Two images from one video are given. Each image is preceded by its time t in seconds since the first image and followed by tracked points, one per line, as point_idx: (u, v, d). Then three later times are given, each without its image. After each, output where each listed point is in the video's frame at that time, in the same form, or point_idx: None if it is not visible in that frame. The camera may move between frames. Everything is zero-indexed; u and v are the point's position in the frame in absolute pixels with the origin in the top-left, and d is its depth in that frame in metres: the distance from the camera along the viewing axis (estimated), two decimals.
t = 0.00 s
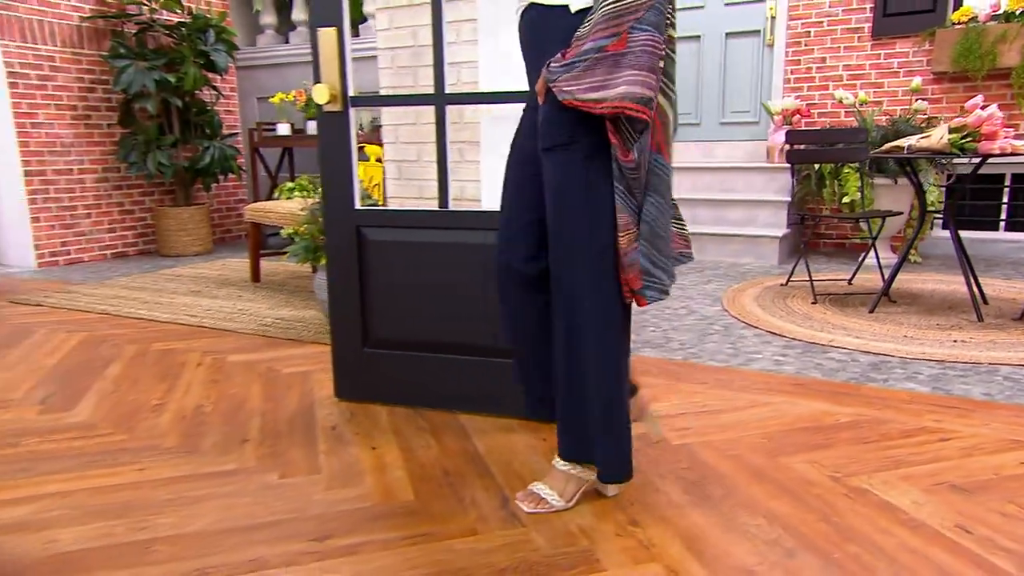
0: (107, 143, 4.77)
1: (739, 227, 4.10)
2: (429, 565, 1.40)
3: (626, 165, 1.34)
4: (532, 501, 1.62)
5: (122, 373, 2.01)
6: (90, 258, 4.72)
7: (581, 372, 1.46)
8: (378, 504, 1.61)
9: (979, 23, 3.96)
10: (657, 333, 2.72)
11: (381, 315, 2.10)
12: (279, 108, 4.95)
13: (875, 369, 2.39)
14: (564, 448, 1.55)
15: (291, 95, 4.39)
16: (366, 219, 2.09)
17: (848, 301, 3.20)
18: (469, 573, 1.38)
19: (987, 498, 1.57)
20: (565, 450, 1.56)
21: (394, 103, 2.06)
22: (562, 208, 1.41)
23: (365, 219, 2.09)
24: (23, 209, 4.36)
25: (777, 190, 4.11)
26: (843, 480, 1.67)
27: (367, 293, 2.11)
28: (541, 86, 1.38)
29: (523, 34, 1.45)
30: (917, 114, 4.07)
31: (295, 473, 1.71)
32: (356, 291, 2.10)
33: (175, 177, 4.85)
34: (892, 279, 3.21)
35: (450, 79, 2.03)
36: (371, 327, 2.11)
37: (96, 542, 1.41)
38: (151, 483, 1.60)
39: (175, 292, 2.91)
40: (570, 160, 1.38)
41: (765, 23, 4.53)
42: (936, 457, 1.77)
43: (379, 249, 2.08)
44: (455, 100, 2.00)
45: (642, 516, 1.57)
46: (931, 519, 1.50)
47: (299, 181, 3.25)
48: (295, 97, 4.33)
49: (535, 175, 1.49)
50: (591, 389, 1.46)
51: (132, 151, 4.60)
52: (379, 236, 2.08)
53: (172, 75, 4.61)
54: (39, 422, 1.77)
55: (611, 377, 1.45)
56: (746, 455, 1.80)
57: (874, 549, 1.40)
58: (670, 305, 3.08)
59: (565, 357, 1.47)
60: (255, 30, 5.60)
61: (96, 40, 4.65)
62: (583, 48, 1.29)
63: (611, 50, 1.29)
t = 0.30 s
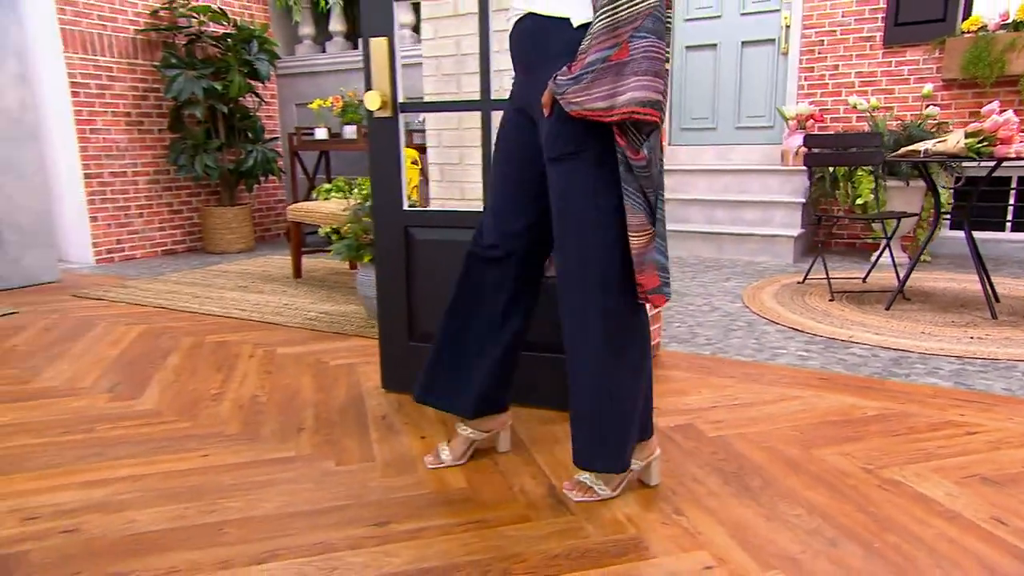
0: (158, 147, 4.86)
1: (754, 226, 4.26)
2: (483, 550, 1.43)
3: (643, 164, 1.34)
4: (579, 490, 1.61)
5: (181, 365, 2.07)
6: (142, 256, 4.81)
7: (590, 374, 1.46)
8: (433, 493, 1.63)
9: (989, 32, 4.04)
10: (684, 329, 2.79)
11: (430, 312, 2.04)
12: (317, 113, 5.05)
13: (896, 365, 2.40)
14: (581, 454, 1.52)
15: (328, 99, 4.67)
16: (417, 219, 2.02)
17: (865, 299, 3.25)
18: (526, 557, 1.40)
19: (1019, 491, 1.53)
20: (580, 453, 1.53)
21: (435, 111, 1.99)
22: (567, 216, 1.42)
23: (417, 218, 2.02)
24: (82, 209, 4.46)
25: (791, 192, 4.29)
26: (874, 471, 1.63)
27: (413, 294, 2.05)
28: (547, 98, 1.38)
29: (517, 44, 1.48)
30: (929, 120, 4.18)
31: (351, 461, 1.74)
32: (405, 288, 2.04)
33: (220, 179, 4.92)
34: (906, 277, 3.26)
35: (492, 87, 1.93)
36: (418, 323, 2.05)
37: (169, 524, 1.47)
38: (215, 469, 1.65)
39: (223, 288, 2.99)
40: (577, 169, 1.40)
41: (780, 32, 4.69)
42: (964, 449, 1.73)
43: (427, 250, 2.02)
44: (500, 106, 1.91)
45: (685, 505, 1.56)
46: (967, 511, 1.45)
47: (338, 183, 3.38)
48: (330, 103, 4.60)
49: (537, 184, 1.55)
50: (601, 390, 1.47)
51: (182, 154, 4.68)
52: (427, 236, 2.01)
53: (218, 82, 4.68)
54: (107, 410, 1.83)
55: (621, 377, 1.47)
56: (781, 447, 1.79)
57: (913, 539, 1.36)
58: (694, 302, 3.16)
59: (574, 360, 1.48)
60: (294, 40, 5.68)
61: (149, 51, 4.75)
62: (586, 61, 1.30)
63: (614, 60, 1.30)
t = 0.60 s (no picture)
0: (204, 154, 5.09)
1: (769, 229, 4.35)
2: (538, 542, 1.47)
3: (623, 174, 1.46)
4: (624, 482, 1.67)
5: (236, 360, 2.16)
6: (189, 255, 5.04)
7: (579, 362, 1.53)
8: (482, 484, 1.69)
9: (999, 42, 4.11)
10: (709, 328, 2.89)
11: (473, 311, 2.09)
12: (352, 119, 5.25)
13: (918, 363, 2.48)
14: (570, 438, 1.58)
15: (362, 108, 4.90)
16: (459, 222, 2.07)
17: (882, 299, 3.33)
18: (579, 549, 1.44)
19: None
20: (568, 438, 1.58)
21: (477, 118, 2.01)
22: (557, 215, 1.49)
23: (459, 222, 2.07)
24: (134, 211, 4.69)
25: (805, 197, 4.37)
26: (908, 468, 1.69)
27: (456, 293, 2.11)
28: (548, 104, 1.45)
29: (510, 55, 1.58)
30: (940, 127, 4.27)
31: (403, 453, 1.79)
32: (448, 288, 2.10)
33: (261, 185, 5.14)
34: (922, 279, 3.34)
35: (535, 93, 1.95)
36: (461, 322, 2.11)
37: (238, 511, 1.52)
38: (277, 459, 1.71)
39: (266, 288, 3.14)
40: (569, 173, 1.49)
41: (794, 43, 4.79)
42: (993, 447, 1.79)
43: (472, 252, 2.07)
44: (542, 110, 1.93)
45: (728, 499, 1.61)
46: (1003, 507, 1.50)
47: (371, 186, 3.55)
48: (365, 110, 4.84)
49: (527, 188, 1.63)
50: (590, 377, 1.54)
51: (225, 159, 4.91)
52: (472, 238, 2.06)
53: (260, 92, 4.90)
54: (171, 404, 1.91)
55: (611, 367, 1.54)
56: (816, 444, 1.86)
57: (954, 533, 1.41)
58: (716, 303, 3.26)
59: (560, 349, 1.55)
60: (328, 52, 5.98)
61: (196, 62, 4.99)
62: (594, 79, 1.39)
63: (617, 82, 1.41)
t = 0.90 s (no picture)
0: (245, 158, 5.23)
1: (783, 230, 4.46)
2: (587, 532, 1.50)
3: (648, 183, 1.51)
4: (622, 466, 1.72)
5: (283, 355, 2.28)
6: (230, 254, 5.18)
7: (578, 363, 1.56)
8: (529, 475, 1.73)
9: (1008, 50, 4.14)
10: (732, 326, 2.99)
11: (512, 309, 2.15)
12: (383, 123, 5.37)
13: (938, 361, 2.55)
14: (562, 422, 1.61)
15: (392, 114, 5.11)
16: (500, 223, 2.12)
17: (897, 298, 3.41)
18: (627, 539, 1.48)
19: None
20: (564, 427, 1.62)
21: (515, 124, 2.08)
22: (568, 218, 1.48)
23: (500, 223, 2.12)
24: (181, 211, 4.85)
25: (817, 199, 4.46)
26: (939, 463, 1.76)
27: (495, 292, 2.16)
28: (574, 111, 1.45)
29: (534, 68, 1.58)
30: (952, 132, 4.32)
31: (450, 445, 1.85)
32: (487, 286, 2.16)
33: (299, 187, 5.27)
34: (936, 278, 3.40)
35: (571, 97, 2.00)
36: (500, 320, 2.17)
37: (297, 500, 1.56)
38: (329, 450, 1.77)
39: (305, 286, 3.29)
40: (585, 176, 1.48)
41: (808, 51, 4.89)
42: (1020, 443, 1.86)
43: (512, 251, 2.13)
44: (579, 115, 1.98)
45: (768, 493, 1.66)
46: None
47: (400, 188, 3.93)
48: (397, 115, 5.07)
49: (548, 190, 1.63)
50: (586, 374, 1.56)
51: (265, 162, 5.05)
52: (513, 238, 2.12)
53: (298, 99, 5.02)
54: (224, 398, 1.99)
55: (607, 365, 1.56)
56: (847, 438, 1.93)
57: (990, 529, 1.46)
58: (736, 301, 3.36)
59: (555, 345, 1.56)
60: (361, 60, 6.09)
61: (238, 71, 5.10)
62: (623, 92, 1.41)
63: (641, 97, 1.44)
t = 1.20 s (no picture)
0: (277, 158, 5.27)
1: (799, 229, 4.53)
2: (631, 523, 1.53)
3: (695, 174, 1.43)
4: (658, 491, 1.62)
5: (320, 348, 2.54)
6: (262, 250, 5.24)
7: (650, 364, 1.49)
8: (570, 466, 1.77)
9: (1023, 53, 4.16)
10: (754, 322, 3.06)
11: (546, 304, 2.26)
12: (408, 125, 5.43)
13: (961, 357, 2.58)
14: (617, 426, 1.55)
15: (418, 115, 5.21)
16: (535, 221, 2.22)
17: (914, 295, 3.44)
18: (671, 531, 1.50)
19: None
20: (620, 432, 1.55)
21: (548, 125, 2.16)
22: (627, 215, 1.44)
23: (535, 221, 2.22)
24: (216, 211, 4.89)
25: (832, 198, 4.52)
26: (971, 458, 1.79)
27: (531, 288, 2.27)
28: (619, 107, 1.39)
29: (571, 68, 1.54)
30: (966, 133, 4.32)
31: (490, 437, 1.93)
32: (523, 282, 2.27)
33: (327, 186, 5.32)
34: (951, 276, 3.42)
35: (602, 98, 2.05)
36: (535, 314, 2.29)
37: (348, 488, 1.65)
38: (374, 440, 1.88)
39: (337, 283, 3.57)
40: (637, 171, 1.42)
41: (822, 55, 4.93)
42: None
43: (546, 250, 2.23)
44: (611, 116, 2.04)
45: (806, 486, 1.68)
46: None
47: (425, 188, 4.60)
48: (421, 117, 5.13)
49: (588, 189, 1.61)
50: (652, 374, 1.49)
51: (296, 163, 5.14)
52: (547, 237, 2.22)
53: (328, 102, 5.07)
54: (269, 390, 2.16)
55: (672, 364, 1.49)
56: (877, 432, 1.95)
57: None
58: (757, 299, 3.43)
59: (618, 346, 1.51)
60: (387, 63, 6.09)
61: (271, 75, 5.15)
62: (666, 90, 1.34)
63: (683, 94, 1.36)
